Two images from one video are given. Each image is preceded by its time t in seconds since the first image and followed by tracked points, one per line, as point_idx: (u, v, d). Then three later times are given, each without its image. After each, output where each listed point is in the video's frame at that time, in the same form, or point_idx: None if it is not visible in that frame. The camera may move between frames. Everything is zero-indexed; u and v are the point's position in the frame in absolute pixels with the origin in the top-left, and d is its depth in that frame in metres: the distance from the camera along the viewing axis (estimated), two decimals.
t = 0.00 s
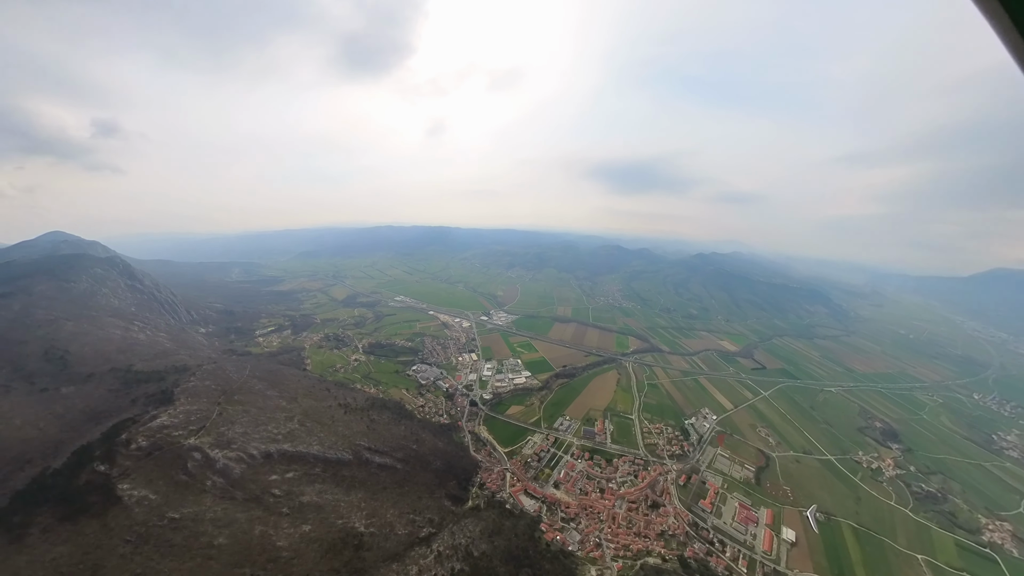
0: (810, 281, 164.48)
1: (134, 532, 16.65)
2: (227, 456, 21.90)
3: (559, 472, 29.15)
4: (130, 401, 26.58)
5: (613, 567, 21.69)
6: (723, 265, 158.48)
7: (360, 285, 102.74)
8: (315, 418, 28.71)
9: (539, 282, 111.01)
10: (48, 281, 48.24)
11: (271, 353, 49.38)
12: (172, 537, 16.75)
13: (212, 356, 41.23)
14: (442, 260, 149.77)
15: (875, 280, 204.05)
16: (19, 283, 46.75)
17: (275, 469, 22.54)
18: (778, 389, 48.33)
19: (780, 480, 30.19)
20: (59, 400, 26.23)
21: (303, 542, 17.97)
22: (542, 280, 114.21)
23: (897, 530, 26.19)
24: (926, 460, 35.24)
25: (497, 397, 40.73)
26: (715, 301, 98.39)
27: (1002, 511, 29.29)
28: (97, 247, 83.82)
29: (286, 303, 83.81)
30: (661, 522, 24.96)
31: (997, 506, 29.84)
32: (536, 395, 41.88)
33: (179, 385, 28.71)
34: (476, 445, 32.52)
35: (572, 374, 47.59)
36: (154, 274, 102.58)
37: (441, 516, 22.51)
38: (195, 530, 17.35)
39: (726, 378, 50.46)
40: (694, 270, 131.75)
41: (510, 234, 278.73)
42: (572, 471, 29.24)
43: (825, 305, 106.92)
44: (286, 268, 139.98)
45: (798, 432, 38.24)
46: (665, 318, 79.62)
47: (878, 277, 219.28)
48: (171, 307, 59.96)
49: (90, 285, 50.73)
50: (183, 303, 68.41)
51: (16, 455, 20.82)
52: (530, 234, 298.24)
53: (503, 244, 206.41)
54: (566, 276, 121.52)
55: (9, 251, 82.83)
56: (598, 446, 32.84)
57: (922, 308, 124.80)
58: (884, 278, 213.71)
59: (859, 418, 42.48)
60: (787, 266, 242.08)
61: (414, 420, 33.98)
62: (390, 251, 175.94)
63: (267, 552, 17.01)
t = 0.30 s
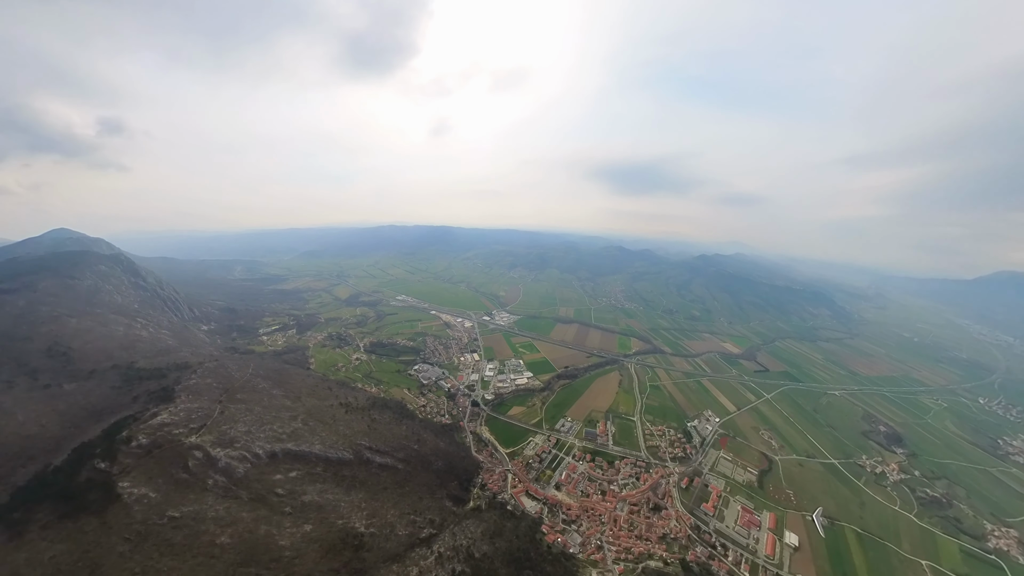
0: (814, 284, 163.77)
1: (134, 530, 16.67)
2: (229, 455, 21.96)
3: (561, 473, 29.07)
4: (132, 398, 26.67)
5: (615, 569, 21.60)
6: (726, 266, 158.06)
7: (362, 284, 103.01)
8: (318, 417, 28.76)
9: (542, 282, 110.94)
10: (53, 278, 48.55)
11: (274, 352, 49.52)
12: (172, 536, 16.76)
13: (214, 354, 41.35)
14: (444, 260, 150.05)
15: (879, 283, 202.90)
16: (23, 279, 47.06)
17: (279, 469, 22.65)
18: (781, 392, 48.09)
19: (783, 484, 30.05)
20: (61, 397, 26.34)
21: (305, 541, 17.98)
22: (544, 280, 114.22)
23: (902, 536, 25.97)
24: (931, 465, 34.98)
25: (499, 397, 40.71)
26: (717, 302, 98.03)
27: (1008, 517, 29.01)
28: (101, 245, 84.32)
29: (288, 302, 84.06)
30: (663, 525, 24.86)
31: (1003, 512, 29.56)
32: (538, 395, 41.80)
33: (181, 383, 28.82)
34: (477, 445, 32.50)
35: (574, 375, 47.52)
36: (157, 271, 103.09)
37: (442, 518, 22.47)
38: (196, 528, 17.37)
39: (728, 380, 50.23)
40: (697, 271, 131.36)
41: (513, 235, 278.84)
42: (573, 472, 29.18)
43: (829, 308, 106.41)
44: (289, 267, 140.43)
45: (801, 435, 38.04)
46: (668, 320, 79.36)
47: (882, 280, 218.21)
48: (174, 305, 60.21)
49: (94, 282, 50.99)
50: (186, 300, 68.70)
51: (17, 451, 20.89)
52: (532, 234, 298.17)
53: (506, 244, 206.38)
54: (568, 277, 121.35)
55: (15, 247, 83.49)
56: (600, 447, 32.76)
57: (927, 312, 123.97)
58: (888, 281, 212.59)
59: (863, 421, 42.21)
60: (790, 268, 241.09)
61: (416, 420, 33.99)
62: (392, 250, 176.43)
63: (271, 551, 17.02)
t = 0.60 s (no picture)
0: (814, 283, 163.82)
1: (135, 533, 16.67)
2: (231, 457, 21.93)
3: (563, 473, 29.08)
4: (132, 401, 26.65)
5: (617, 569, 21.62)
6: (726, 265, 158.06)
7: (363, 284, 103.05)
8: (323, 419, 28.75)
9: (542, 282, 110.91)
10: (53, 280, 48.54)
11: (275, 353, 49.51)
12: (173, 539, 16.75)
13: (215, 355, 41.34)
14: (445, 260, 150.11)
15: (880, 282, 202.98)
16: (23, 281, 47.02)
17: (284, 471, 22.67)
18: (783, 391, 48.13)
19: (784, 483, 30.08)
20: (62, 399, 26.33)
21: (310, 543, 18.02)
22: (544, 280, 114.23)
23: (903, 534, 26.02)
24: (932, 463, 35.03)
25: (501, 397, 40.74)
26: (718, 302, 98.02)
27: (1009, 515, 29.05)
28: (101, 246, 84.29)
29: (289, 302, 84.05)
30: (665, 525, 24.88)
31: (1004, 510, 29.58)
32: (539, 395, 41.82)
33: (181, 384, 28.81)
34: (479, 445, 32.53)
35: (575, 374, 47.53)
36: (158, 272, 103.10)
37: (444, 518, 22.46)
38: (197, 531, 17.37)
39: (729, 379, 50.27)
40: (697, 271, 131.30)
41: (513, 234, 278.84)
42: (575, 472, 29.19)
43: (829, 307, 106.43)
44: (289, 267, 140.43)
45: (802, 434, 38.08)
46: (668, 319, 79.36)
47: (883, 279, 218.32)
48: (174, 306, 60.18)
49: (94, 284, 50.97)
50: (186, 301, 68.67)
51: (18, 455, 20.87)
52: (532, 234, 298.08)
53: (506, 244, 206.20)
54: (569, 276, 121.31)
55: (15, 249, 83.47)
56: (602, 447, 32.78)
57: (928, 311, 123.98)
58: (888, 280, 212.63)
59: (864, 420, 42.26)
60: (790, 267, 241.01)
61: (417, 420, 34.01)
62: (392, 250, 176.36)
63: (278, 553, 17.07)
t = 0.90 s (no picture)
0: (816, 282, 163.55)
1: (136, 535, 16.70)
2: (232, 457, 21.90)
3: (565, 473, 29.07)
4: (133, 401, 26.67)
5: (620, 568, 21.63)
6: (727, 265, 157.82)
7: (364, 284, 103.06)
8: (325, 419, 28.75)
9: (544, 281, 110.74)
10: (54, 280, 48.55)
11: (277, 353, 49.50)
12: (174, 541, 16.78)
13: (217, 355, 41.34)
14: (446, 260, 150.06)
15: (882, 281, 202.57)
16: (24, 282, 47.03)
17: (286, 471, 22.64)
18: (785, 390, 48.12)
19: (786, 482, 30.06)
20: (63, 400, 26.34)
21: (314, 544, 18.09)
22: (545, 279, 114.19)
23: (905, 534, 26.01)
24: (934, 463, 35.01)
25: (502, 397, 40.73)
26: (719, 301, 97.85)
27: (1011, 515, 29.04)
28: (102, 246, 84.32)
29: (290, 302, 84.06)
30: (667, 525, 24.88)
31: (1006, 510, 29.57)
32: (541, 395, 41.83)
33: (182, 385, 28.82)
34: (481, 445, 32.52)
35: (577, 374, 47.53)
36: (158, 273, 103.09)
37: (446, 518, 22.48)
38: (199, 533, 17.39)
39: (731, 378, 50.25)
40: (698, 270, 131.07)
41: (514, 234, 278.47)
42: (577, 472, 29.19)
43: (831, 306, 106.32)
44: (290, 267, 140.39)
45: (804, 433, 38.08)
46: (670, 318, 79.24)
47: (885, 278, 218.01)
48: (175, 306, 60.23)
49: (95, 284, 50.99)
50: (187, 301, 68.72)
51: (19, 456, 20.91)
52: (533, 233, 297.89)
53: (508, 244, 205.81)
54: (570, 276, 121.14)
55: (16, 250, 83.53)
56: (603, 446, 32.77)
57: (930, 310, 123.68)
58: (890, 279, 212.25)
59: (866, 420, 42.24)
60: (791, 267, 240.72)
61: (419, 420, 34.01)
62: (393, 250, 176.36)
63: (280, 554, 17.10)
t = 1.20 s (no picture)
0: (818, 283, 163.15)
1: (135, 535, 16.74)
2: (232, 457, 21.91)
3: (566, 473, 29.06)
4: (134, 400, 26.67)
5: (620, 569, 21.62)
6: (729, 265, 157.53)
7: (365, 283, 102.92)
8: (326, 418, 28.75)
9: (545, 281, 110.60)
10: (55, 278, 48.52)
11: (277, 352, 49.49)
12: (174, 541, 16.81)
13: (217, 354, 41.35)
14: (447, 258, 149.87)
15: (884, 282, 202.09)
16: (26, 280, 47.10)
17: (287, 470, 22.63)
18: (786, 392, 48.05)
19: (788, 484, 30.01)
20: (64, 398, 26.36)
21: (316, 544, 18.12)
22: (547, 279, 114.05)
23: (907, 537, 25.97)
24: (936, 465, 34.98)
25: (503, 397, 40.69)
26: (721, 302, 97.66)
27: (1013, 518, 28.99)
28: (103, 244, 84.31)
29: (291, 301, 83.99)
30: (669, 526, 24.87)
31: (1008, 513, 29.52)
32: (542, 395, 41.79)
33: (183, 383, 28.85)
34: (482, 445, 32.50)
35: (578, 374, 47.47)
36: (159, 270, 102.96)
37: (447, 518, 22.52)
38: (199, 532, 17.41)
39: (732, 379, 50.18)
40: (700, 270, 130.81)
41: (515, 233, 278.21)
42: (578, 473, 29.14)
43: (833, 307, 106.10)
44: (291, 266, 140.38)
45: (806, 435, 38.06)
46: (671, 318, 79.09)
47: (886, 279, 217.55)
48: (176, 304, 60.19)
49: (96, 282, 50.97)
50: (188, 300, 68.71)
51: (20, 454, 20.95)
52: (534, 233, 297.57)
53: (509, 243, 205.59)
54: (572, 275, 120.95)
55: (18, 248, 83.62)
56: (605, 447, 32.75)
57: (932, 312, 123.25)
58: (892, 280, 211.78)
59: (868, 422, 42.20)
60: (793, 267, 240.20)
61: (420, 420, 33.99)
62: (395, 248, 176.29)
63: (281, 554, 17.15)
